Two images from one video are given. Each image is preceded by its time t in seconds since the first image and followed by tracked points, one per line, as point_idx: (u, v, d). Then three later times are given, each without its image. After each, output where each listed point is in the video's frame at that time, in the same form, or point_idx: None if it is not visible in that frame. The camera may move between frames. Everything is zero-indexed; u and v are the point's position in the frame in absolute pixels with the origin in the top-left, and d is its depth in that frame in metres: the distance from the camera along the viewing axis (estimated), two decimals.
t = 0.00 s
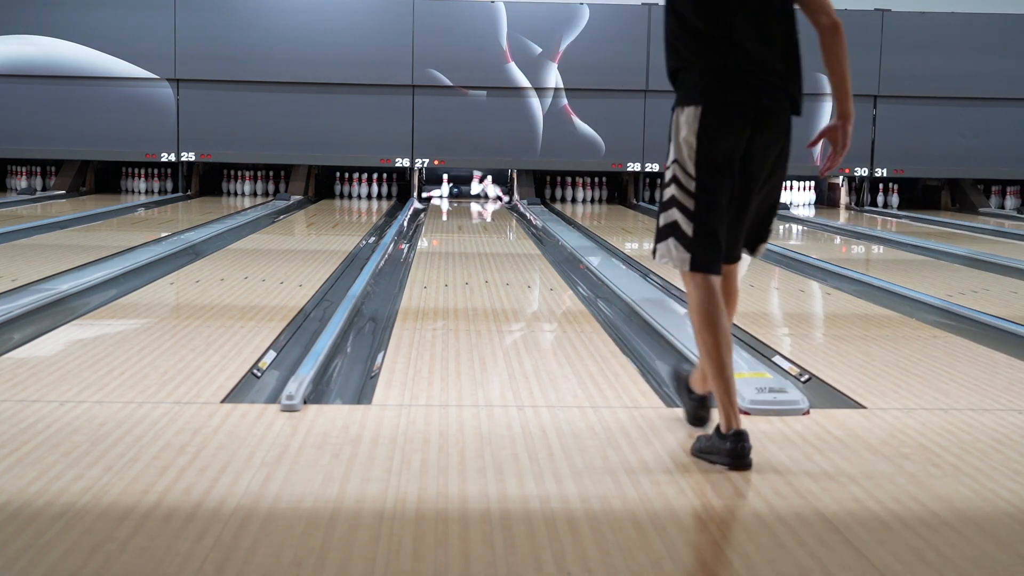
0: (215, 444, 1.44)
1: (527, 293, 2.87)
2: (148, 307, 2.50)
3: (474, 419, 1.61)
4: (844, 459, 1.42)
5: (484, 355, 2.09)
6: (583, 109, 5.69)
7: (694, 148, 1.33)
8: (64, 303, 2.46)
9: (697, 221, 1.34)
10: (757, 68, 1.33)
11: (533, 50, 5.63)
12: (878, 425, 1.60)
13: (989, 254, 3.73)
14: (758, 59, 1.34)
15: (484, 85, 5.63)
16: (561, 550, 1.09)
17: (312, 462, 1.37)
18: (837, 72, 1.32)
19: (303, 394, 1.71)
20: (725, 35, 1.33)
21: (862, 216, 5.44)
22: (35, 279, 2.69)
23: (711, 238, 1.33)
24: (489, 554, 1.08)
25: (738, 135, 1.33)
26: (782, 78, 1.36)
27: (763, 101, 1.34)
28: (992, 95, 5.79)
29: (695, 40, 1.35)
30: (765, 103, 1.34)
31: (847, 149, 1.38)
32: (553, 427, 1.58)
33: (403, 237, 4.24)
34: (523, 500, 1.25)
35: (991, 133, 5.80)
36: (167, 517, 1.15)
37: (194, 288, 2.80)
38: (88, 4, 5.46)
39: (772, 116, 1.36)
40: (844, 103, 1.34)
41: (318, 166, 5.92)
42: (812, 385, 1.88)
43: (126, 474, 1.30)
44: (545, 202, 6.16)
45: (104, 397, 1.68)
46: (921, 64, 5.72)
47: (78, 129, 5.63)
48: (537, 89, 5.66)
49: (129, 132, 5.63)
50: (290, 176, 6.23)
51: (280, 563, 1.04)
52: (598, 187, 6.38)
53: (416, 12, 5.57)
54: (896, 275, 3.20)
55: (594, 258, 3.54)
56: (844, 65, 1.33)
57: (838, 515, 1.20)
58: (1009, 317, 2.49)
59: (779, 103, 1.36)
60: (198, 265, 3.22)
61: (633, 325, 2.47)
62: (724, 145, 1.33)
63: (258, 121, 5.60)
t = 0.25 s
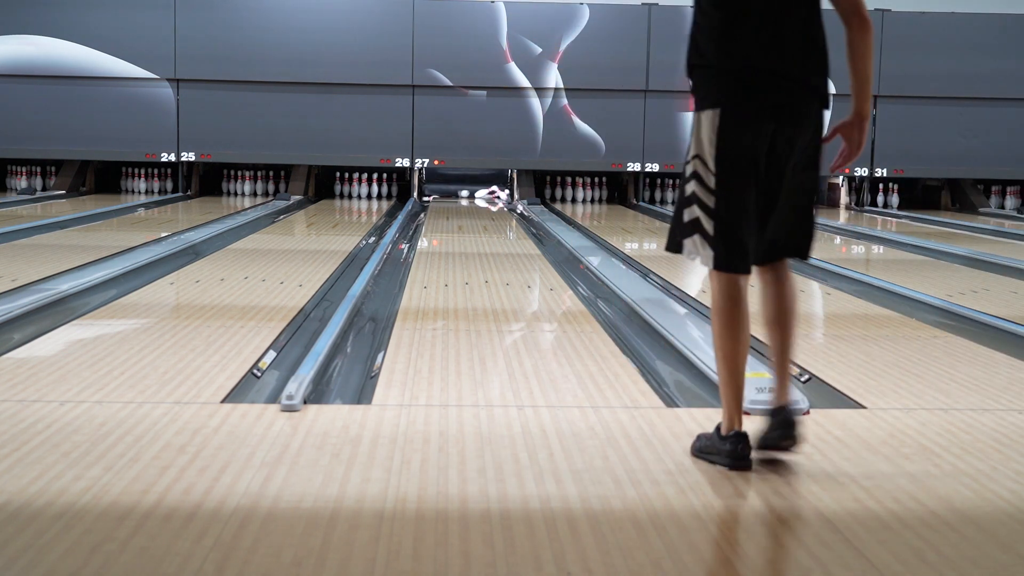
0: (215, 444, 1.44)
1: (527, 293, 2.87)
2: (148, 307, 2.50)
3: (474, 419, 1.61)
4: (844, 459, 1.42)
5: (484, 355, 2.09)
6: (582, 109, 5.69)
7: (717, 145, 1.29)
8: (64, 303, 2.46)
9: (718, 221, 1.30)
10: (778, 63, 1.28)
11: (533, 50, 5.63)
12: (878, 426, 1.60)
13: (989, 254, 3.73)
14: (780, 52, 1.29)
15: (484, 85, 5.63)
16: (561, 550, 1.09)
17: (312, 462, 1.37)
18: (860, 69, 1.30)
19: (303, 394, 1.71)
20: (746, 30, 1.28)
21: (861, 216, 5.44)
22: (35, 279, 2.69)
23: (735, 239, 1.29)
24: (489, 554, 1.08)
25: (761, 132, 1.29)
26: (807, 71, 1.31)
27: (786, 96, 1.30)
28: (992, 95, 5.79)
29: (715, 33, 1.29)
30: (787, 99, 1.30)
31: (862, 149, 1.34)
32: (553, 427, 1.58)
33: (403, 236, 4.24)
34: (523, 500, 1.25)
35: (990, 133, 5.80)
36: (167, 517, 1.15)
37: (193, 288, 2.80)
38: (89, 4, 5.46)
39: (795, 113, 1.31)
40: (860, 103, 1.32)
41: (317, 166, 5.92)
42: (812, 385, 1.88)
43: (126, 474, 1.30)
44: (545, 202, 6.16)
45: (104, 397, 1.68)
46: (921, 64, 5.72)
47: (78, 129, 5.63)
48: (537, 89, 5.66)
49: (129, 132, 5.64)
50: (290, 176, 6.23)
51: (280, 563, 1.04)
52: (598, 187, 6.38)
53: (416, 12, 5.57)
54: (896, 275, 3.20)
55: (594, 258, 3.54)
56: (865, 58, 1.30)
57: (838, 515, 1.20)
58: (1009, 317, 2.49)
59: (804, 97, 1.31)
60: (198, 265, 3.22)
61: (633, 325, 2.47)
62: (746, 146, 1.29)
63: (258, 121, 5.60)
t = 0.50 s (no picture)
0: (215, 444, 1.44)
1: (527, 293, 2.87)
2: (148, 307, 2.50)
3: (474, 419, 1.61)
4: (844, 459, 1.42)
5: (484, 355, 2.09)
6: (583, 109, 5.69)
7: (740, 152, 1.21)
8: (64, 303, 2.46)
9: (735, 233, 1.22)
10: (820, 58, 1.17)
11: (533, 50, 5.63)
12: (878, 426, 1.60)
13: (989, 254, 3.73)
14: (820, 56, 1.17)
15: (484, 85, 5.63)
16: (562, 550, 1.09)
17: (311, 462, 1.37)
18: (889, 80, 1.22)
19: (303, 394, 1.71)
20: (781, 20, 1.17)
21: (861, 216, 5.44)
22: (35, 279, 2.69)
23: (748, 253, 1.21)
24: (489, 554, 1.08)
25: (794, 133, 1.18)
26: (850, 73, 1.18)
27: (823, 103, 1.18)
28: (992, 95, 5.79)
29: (746, 25, 1.20)
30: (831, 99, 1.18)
31: (881, 157, 1.26)
32: (553, 427, 1.58)
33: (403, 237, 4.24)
34: (524, 500, 1.25)
35: (990, 133, 5.80)
36: (167, 517, 1.15)
37: (193, 288, 2.80)
38: (89, 4, 5.46)
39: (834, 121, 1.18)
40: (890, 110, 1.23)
41: (318, 166, 5.92)
42: (812, 385, 1.88)
43: (126, 474, 1.30)
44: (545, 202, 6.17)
45: (104, 397, 1.68)
46: (921, 64, 5.71)
47: (78, 129, 5.63)
48: (537, 89, 5.66)
49: (128, 132, 5.63)
50: (290, 176, 6.23)
51: (280, 563, 1.04)
52: (598, 187, 6.38)
53: (416, 12, 5.57)
54: (896, 275, 3.20)
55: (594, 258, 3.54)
56: (901, 63, 1.22)
57: (838, 516, 1.20)
58: (1009, 317, 2.48)
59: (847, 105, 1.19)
60: (198, 266, 3.22)
61: (634, 325, 2.47)
62: (777, 145, 1.18)
63: (258, 121, 5.61)
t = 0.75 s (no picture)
0: (215, 444, 1.44)
1: (527, 293, 2.87)
2: (148, 307, 2.50)
3: (474, 419, 1.61)
4: (844, 459, 1.42)
5: (484, 355, 2.09)
6: (583, 109, 5.69)
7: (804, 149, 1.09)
8: (64, 303, 2.46)
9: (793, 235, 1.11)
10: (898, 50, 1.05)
11: (533, 50, 5.63)
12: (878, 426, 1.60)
13: (989, 254, 3.73)
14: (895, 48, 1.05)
15: (484, 85, 5.63)
16: (561, 550, 1.09)
17: (311, 462, 1.37)
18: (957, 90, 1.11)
19: (303, 394, 1.71)
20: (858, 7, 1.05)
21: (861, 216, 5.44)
22: (35, 279, 2.69)
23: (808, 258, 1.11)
24: (488, 554, 1.08)
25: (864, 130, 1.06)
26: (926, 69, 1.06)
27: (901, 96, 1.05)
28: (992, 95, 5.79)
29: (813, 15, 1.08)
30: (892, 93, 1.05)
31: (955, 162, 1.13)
32: (553, 427, 1.58)
33: (403, 237, 4.24)
34: (524, 501, 1.25)
35: (990, 133, 5.80)
36: (167, 517, 1.15)
37: (193, 288, 2.80)
38: (89, 5, 5.46)
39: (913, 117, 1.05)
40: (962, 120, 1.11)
41: (318, 166, 5.92)
42: (812, 385, 1.88)
43: (126, 474, 1.30)
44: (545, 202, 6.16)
45: (104, 397, 1.68)
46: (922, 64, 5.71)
47: (78, 129, 5.63)
48: (537, 89, 5.66)
49: (128, 132, 5.63)
50: (290, 176, 6.24)
51: (280, 563, 1.04)
52: (598, 187, 6.38)
53: (416, 12, 5.57)
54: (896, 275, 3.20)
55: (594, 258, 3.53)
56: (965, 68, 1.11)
57: (839, 516, 1.20)
58: (1009, 317, 2.49)
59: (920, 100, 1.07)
60: (198, 266, 3.22)
61: (634, 326, 2.47)
62: (822, 147, 1.08)
63: (258, 121, 5.61)
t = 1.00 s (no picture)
0: (215, 444, 1.44)
1: (527, 293, 2.87)
2: (148, 307, 2.50)
3: (474, 419, 1.61)
4: (844, 459, 1.42)
5: (484, 355, 2.09)
6: (583, 109, 5.69)
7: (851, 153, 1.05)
8: (63, 303, 2.46)
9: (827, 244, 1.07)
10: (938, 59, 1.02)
11: (533, 50, 5.63)
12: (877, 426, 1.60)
13: (989, 254, 3.73)
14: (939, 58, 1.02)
15: (484, 85, 5.63)
16: (561, 550, 1.09)
17: (311, 462, 1.37)
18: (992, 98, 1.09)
19: (303, 394, 1.70)
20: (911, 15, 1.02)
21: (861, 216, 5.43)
22: (35, 279, 2.69)
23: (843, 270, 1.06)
24: (488, 554, 1.08)
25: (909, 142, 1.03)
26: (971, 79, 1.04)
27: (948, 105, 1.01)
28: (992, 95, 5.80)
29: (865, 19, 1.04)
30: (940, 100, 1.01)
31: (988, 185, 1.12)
32: (553, 427, 1.58)
33: (403, 237, 4.23)
34: (523, 501, 1.25)
35: (991, 133, 5.80)
36: (167, 517, 1.15)
37: (193, 288, 2.80)
38: (89, 5, 5.46)
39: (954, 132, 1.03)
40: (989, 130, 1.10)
41: (317, 166, 5.92)
42: (812, 385, 1.88)
43: (126, 474, 1.30)
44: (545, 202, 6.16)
45: (104, 397, 1.68)
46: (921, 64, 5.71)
47: (78, 129, 5.63)
48: (537, 89, 5.66)
49: (128, 132, 5.63)
50: (290, 176, 6.23)
51: (280, 563, 1.04)
52: (598, 187, 6.38)
53: (416, 12, 5.57)
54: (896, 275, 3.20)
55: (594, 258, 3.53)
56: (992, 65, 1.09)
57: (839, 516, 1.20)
58: (1009, 317, 2.49)
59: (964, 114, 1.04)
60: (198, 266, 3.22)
61: (634, 326, 2.47)
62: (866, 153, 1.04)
63: (258, 121, 5.61)
